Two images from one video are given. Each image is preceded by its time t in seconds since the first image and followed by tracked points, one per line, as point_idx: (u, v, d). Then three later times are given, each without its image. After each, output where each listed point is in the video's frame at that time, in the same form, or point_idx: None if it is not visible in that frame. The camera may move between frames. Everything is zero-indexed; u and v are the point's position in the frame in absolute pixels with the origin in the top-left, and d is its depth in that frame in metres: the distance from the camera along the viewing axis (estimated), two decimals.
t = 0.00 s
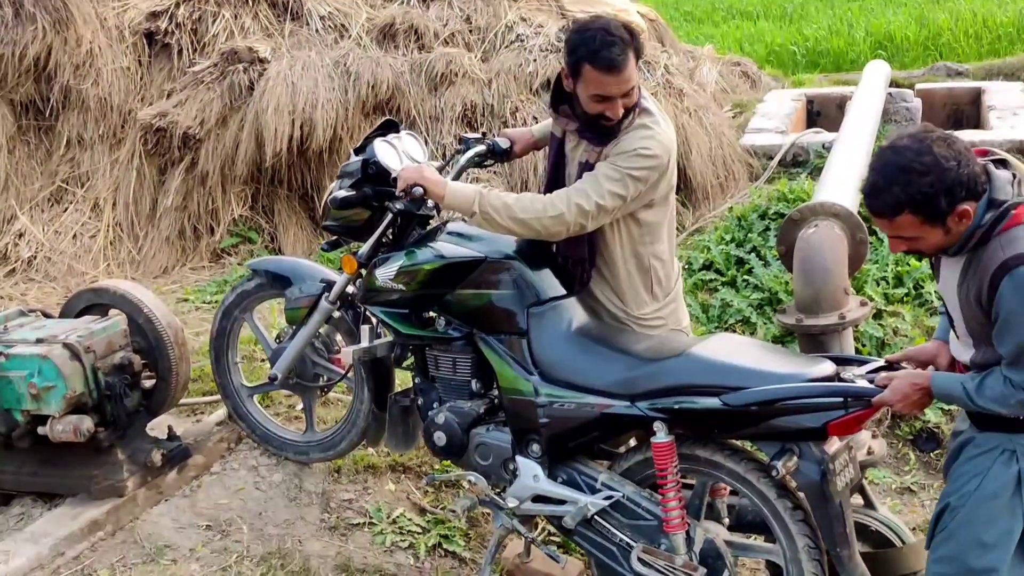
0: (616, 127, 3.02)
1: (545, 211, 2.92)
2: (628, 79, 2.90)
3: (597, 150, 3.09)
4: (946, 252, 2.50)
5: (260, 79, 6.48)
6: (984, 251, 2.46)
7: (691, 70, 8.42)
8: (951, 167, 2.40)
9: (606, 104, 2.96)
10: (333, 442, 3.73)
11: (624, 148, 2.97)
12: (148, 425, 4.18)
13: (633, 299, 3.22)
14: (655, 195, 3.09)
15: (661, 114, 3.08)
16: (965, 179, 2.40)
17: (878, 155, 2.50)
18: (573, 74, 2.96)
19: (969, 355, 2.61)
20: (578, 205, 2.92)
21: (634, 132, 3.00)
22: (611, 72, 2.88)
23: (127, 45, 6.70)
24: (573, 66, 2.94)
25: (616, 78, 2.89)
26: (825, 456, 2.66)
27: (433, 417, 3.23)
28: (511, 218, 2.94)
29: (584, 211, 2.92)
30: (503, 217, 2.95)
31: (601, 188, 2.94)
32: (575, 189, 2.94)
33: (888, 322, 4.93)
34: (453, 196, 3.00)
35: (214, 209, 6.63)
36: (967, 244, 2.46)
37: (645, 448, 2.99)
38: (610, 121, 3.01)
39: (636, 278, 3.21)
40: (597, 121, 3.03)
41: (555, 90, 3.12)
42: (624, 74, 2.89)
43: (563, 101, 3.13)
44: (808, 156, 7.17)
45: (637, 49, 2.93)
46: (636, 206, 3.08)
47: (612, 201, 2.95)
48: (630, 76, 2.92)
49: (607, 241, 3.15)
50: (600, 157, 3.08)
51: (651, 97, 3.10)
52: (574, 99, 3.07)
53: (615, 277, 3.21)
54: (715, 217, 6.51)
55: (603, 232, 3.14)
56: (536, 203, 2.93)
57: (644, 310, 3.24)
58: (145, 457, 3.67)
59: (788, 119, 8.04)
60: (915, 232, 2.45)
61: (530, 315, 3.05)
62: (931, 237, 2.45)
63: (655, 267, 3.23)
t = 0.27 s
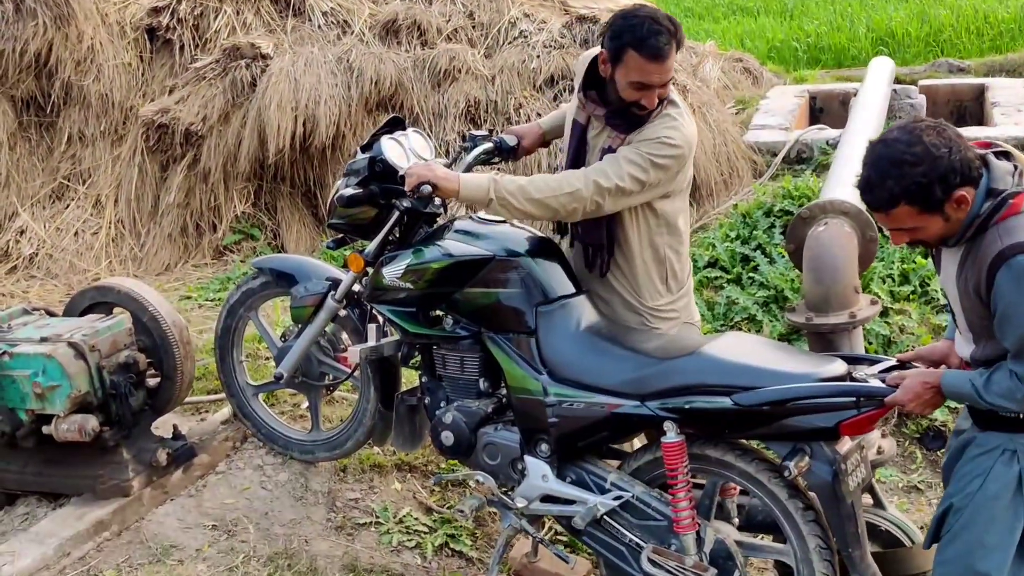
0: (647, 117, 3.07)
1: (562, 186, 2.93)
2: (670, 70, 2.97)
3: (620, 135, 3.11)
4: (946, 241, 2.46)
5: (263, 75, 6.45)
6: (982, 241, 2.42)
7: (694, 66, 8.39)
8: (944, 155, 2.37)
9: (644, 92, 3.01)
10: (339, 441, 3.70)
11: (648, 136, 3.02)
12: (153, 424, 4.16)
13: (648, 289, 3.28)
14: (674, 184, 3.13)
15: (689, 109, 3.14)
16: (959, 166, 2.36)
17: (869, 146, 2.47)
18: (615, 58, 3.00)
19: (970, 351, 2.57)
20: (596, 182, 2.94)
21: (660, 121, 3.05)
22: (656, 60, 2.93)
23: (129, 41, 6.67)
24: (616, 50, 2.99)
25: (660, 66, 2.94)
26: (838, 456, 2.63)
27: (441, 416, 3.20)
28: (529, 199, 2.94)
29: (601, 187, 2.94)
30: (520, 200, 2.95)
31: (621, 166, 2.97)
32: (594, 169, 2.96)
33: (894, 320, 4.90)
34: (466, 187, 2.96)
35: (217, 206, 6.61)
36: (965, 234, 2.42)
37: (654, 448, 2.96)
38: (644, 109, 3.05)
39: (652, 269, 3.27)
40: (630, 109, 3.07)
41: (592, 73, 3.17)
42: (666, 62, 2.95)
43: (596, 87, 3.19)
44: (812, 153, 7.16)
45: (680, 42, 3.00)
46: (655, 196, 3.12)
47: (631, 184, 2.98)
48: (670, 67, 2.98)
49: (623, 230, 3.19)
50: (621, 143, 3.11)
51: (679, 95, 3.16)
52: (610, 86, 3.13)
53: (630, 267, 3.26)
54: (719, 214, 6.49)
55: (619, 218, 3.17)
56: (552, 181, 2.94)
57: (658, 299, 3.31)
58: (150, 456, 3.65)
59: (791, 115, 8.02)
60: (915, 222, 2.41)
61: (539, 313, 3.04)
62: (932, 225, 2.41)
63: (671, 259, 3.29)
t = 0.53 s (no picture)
0: (667, 115, 3.10)
1: (579, 176, 2.94)
2: (698, 67, 3.02)
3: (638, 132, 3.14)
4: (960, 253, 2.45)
5: (265, 79, 6.44)
6: (997, 253, 2.41)
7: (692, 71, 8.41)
8: (957, 170, 2.35)
9: (670, 88, 3.04)
10: (348, 448, 3.69)
11: (665, 133, 3.06)
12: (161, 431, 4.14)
13: (653, 288, 3.30)
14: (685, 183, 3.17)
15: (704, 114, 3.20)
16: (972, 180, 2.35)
17: (880, 162, 2.45)
18: (645, 52, 3.05)
19: (987, 361, 2.57)
20: (610, 172, 2.97)
21: (677, 120, 3.09)
22: (687, 56, 2.99)
23: (129, 45, 6.64)
24: (648, 44, 3.03)
25: (689, 63, 3.00)
26: (856, 466, 2.64)
27: (453, 424, 3.19)
28: (548, 193, 2.93)
29: (615, 179, 2.97)
30: (539, 195, 2.94)
31: (636, 160, 3.00)
32: (609, 161, 2.99)
33: (899, 327, 4.91)
34: (486, 192, 2.92)
35: (218, 211, 6.59)
36: (979, 247, 2.41)
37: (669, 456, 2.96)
38: (667, 106, 3.09)
39: (658, 268, 3.29)
40: (652, 106, 3.11)
41: (617, 68, 3.21)
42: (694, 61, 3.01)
43: (618, 83, 3.22)
44: (812, 159, 7.20)
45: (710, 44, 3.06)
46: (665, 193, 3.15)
47: (645, 179, 3.01)
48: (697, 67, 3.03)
49: (634, 224, 3.20)
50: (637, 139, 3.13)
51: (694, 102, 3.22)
52: (634, 81, 3.16)
53: (637, 263, 3.28)
54: (721, 220, 6.50)
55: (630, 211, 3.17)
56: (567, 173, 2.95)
57: (661, 298, 3.33)
58: (159, 464, 3.63)
59: (789, 121, 8.05)
60: (929, 237, 2.40)
61: (553, 321, 3.03)
62: (946, 239, 2.40)
63: (677, 257, 3.32)
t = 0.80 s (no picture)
0: (670, 125, 3.13)
1: (586, 183, 2.95)
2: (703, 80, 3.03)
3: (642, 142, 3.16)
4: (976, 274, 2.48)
5: (260, 86, 6.41)
6: (1013, 272, 2.44)
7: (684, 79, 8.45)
8: (973, 196, 2.38)
9: (676, 99, 3.05)
10: (352, 459, 3.68)
11: (668, 141, 3.08)
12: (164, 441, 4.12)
13: (645, 292, 3.32)
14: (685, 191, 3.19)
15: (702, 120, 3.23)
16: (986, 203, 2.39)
17: (893, 190, 2.48)
18: (653, 63, 3.05)
19: (1000, 377, 2.59)
20: (617, 180, 2.98)
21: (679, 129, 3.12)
22: (694, 68, 2.99)
23: (122, 51, 6.59)
24: (655, 55, 3.04)
25: (696, 73, 3.00)
26: (868, 477, 2.67)
27: (461, 434, 3.19)
28: (559, 200, 2.94)
29: (621, 186, 2.98)
30: (549, 203, 2.94)
31: (640, 167, 3.02)
32: (614, 168, 3.00)
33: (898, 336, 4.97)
34: (499, 202, 2.94)
35: (212, 218, 6.56)
36: (995, 267, 2.45)
37: (680, 467, 2.97)
38: (672, 116, 3.10)
39: (651, 272, 3.31)
40: (657, 115, 3.12)
41: (624, 76, 3.22)
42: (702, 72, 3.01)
43: (625, 91, 3.23)
44: (806, 168, 7.28)
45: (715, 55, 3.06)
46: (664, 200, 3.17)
47: (648, 186, 3.03)
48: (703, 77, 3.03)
49: (632, 229, 3.21)
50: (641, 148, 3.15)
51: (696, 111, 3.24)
52: (641, 91, 3.15)
53: (633, 267, 3.29)
54: (716, 228, 6.53)
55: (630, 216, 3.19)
56: (575, 181, 2.96)
57: (653, 302, 3.34)
58: (164, 475, 3.62)
59: (781, 129, 8.11)
60: (946, 261, 2.44)
61: (564, 332, 3.04)
62: (962, 263, 2.43)
63: (672, 261, 3.34)
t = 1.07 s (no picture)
0: (665, 124, 3.13)
1: (584, 183, 2.97)
2: (692, 77, 3.03)
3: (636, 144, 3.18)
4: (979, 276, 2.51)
5: (249, 89, 6.39)
6: (1018, 275, 2.46)
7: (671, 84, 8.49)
8: (980, 198, 2.41)
9: (666, 98, 3.06)
10: (347, 463, 3.67)
11: (662, 141, 3.09)
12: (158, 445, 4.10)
13: (647, 292, 3.34)
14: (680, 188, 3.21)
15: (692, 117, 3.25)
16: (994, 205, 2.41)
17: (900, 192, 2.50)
18: (639, 65, 3.05)
19: (1000, 378, 2.62)
20: (616, 179, 2.99)
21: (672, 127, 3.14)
22: (682, 67, 3.00)
23: (109, 53, 6.54)
24: (642, 58, 3.04)
25: (686, 72, 3.01)
26: (867, 479, 2.69)
27: (459, 437, 3.18)
28: (559, 201, 2.95)
29: (619, 185, 3.00)
30: (550, 204, 2.95)
31: (636, 166, 3.03)
32: (611, 168, 3.01)
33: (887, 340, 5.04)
34: (500, 203, 2.93)
35: (200, 221, 6.52)
36: (999, 269, 2.48)
37: (679, 469, 2.98)
38: (666, 116, 3.11)
39: (653, 271, 3.32)
40: (651, 117, 3.12)
41: (613, 80, 3.22)
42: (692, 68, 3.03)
43: (615, 95, 3.24)
44: (793, 173, 7.32)
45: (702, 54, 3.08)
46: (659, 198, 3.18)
47: (645, 186, 3.04)
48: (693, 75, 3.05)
49: (631, 228, 3.23)
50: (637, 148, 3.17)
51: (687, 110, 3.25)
52: (632, 94, 3.15)
53: (632, 265, 3.31)
54: (705, 232, 6.56)
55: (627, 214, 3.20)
56: (573, 181, 2.97)
57: (657, 301, 3.35)
58: (158, 478, 3.60)
59: (768, 134, 8.16)
60: (953, 263, 2.46)
61: (563, 334, 3.05)
62: (969, 264, 2.46)
63: (669, 259, 3.36)
